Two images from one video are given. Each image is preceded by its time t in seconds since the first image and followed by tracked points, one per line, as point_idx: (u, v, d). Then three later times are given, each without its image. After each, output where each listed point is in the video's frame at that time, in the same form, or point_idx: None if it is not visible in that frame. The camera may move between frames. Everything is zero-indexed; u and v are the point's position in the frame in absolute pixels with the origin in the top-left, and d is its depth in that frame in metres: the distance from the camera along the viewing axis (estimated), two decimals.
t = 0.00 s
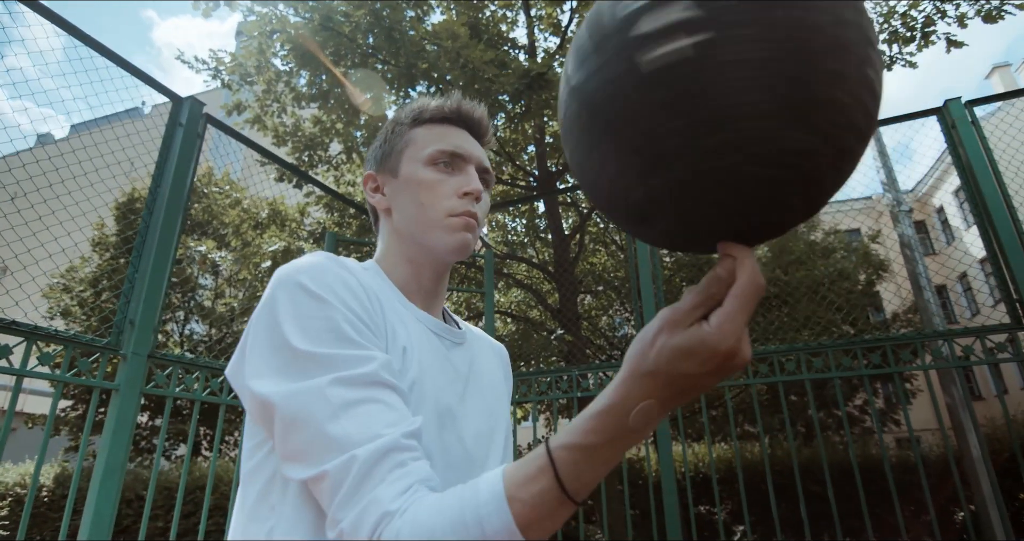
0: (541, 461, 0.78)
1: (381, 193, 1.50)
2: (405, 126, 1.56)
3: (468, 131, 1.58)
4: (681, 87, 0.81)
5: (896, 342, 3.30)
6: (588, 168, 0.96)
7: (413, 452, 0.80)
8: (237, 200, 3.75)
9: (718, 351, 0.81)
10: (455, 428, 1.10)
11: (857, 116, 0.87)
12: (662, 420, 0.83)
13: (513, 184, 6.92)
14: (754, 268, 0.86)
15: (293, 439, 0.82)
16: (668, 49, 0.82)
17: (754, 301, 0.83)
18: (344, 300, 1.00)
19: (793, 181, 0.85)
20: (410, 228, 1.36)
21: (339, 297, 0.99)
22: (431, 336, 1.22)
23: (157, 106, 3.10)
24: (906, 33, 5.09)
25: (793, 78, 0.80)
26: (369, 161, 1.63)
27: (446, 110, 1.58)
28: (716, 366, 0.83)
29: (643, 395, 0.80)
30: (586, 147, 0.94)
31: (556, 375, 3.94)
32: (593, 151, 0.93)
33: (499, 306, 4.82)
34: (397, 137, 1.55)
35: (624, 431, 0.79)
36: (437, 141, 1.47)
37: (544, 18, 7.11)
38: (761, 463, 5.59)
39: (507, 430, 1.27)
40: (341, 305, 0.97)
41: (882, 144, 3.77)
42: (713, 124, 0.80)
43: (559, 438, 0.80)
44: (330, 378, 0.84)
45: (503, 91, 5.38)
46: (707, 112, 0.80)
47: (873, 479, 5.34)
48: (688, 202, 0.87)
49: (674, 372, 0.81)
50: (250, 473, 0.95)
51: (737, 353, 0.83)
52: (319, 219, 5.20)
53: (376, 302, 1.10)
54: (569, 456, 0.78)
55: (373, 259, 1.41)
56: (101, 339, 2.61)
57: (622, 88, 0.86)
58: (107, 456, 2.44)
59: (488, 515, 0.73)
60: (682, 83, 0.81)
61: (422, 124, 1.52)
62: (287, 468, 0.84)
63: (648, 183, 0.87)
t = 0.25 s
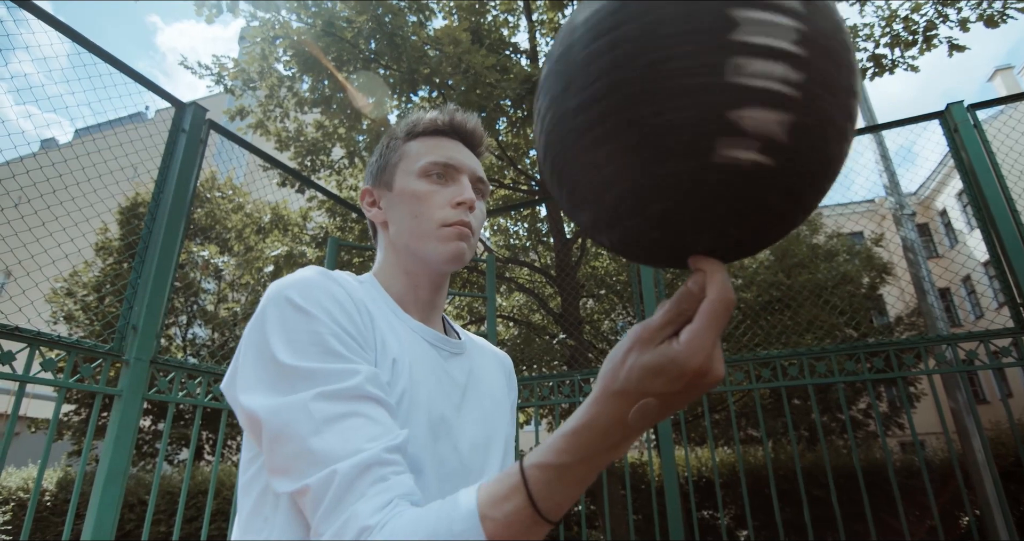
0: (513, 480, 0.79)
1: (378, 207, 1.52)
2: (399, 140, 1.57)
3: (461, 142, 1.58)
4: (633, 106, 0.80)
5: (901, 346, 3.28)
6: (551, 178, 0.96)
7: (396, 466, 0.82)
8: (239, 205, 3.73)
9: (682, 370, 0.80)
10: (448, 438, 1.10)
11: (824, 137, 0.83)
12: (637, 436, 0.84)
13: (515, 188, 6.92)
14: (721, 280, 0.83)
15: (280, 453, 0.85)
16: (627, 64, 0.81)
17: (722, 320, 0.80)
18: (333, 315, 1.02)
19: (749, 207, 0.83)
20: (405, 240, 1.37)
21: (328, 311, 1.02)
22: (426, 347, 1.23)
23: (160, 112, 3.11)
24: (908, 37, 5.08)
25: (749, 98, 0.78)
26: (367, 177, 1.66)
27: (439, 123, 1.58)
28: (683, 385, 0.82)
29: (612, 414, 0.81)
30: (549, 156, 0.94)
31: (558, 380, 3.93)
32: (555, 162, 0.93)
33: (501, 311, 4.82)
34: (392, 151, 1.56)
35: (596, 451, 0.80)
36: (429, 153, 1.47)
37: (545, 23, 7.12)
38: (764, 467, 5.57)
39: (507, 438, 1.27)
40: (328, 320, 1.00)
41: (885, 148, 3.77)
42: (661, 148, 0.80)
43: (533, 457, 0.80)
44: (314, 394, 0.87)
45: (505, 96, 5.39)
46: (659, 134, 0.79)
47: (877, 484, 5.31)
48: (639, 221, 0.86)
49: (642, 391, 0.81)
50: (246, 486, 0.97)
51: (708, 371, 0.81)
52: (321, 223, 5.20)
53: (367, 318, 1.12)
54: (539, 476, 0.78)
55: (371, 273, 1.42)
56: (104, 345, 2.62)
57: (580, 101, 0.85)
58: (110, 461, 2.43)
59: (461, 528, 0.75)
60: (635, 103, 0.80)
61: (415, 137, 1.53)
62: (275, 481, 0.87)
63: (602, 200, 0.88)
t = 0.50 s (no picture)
0: (484, 503, 0.80)
1: (376, 221, 1.53)
2: (396, 154, 1.58)
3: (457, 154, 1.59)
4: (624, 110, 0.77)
5: (905, 349, 3.27)
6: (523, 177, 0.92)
7: (376, 481, 0.84)
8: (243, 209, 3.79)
9: (650, 400, 0.79)
10: (443, 448, 1.11)
11: (804, 171, 0.81)
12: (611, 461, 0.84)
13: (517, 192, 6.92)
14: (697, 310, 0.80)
15: (266, 467, 0.88)
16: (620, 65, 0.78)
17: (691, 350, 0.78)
18: (322, 330, 1.04)
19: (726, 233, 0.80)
20: (403, 252, 1.37)
21: (317, 327, 1.04)
22: (424, 356, 1.24)
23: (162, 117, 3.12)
24: (909, 39, 5.08)
25: (741, 113, 0.75)
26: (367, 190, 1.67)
27: (434, 135, 1.59)
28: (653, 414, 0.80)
29: (581, 443, 0.80)
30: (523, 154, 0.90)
31: (561, 384, 3.92)
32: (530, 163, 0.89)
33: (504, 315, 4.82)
34: (389, 165, 1.57)
35: (566, 477, 0.80)
36: (424, 165, 1.48)
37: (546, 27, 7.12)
38: (767, 470, 5.55)
39: (510, 446, 1.27)
40: (315, 334, 1.02)
41: (887, 150, 3.76)
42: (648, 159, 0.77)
43: (502, 481, 0.81)
44: (296, 409, 0.89)
45: (507, 100, 5.39)
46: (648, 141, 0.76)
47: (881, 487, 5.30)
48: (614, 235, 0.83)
49: (613, 419, 0.80)
50: (245, 496, 1.00)
51: (676, 399, 0.80)
52: (324, 228, 5.21)
53: (360, 332, 1.14)
54: (509, 501, 0.78)
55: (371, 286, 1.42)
56: (107, 352, 2.62)
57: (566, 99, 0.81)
58: (114, 468, 2.44)
59: None
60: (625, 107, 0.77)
61: (410, 149, 1.54)
62: (263, 494, 0.90)
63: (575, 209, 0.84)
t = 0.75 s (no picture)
0: (461, 520, 0.79)
1: (380, 230, 1.54)
2: (398, 163, 1.59)
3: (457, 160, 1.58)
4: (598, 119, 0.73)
5: (911, 349, 3.26)
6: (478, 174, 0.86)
7: (366, 491, 0.85)
8: (247, 211, 3.81)
9: (626, 429, 0.75)
10: (443, 455, 1.11)
11: (746, 211, 0.76)
12: (587, 486, 0.81)
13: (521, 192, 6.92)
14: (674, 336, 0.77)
15: (263, 477, 0.91)
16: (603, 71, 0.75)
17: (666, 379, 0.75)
18: (318, 341, 1.06)
19: (676, 267, 0.76)
20: (405, 260, 1.38)
21: (313, 339, 1.06)
22: (425, 363, 1.24)
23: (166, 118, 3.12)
24: (914, 38, 5.05)
25: (711, 143, 0.72)
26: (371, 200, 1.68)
27: (434, 143, 1.59)
28: (628, 442, 0.77)
29: (557, 471, 0.77)
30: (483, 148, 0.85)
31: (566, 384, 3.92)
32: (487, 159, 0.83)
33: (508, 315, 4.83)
34: (391, 175, 1.58)
35: (544, 503, 0.77)
36: (424, 173, 1.48)
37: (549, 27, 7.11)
38: (772, 470, 5.54)
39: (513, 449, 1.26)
40: (312, 347, 1.04)
41: (892, 148, 3.74)
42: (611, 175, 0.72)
43: (482, 502, 0.79)
44: (290, 420, 0.92)
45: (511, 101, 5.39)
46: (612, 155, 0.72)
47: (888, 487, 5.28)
48: (558, 249, 0.78)
49: (588, 449, 0.76)
50: (251, 502, 1.04)
51: (653, 431, 0.77)
52: (328, 229, 5.22)
53: (361, 340, 1.16)
54: (488, 523, 0.77)
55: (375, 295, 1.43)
56: (115, 354, 2.64)
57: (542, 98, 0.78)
58: (122, 469, 2.45)
59: None
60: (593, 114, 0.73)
61: (410, 158, 1.54)
62: (262, 502, 0.93)
63: (526, 216, 0.78)
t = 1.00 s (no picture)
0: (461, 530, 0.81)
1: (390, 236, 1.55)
2: (405, 169, 1.59)
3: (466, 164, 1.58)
4: (610, 124, 0.72)
5: (925, 348, 3.24)
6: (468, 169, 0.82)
7: (371, 498, 0.88)
8: (257, 212, 3.83)
9: (621, 445, 0.76)
10: (452, 459, 1.12)
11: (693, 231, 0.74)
12: (585, 497, 0.83)
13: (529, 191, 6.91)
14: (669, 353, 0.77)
15: (272, 482, 0.94)
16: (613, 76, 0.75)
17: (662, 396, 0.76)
18: (326, 348, 1.08)
19: (674, 281, 0.75)
20: (413, 266, 1.38)
21: (321, 347, 1.07)
22: (434, 367, 1.25)
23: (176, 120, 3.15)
24: (925, 33, 5.00)
25: (713, 156, 0.73)
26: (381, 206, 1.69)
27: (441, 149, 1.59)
28: (623, 457, 0.78)
29: (554, 486, 0.78)
30: (476, 143, 0.81)
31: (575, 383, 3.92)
32: (482, 153, 0.80)
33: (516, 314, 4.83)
34: (398, 181, 1.58)
35: (540, 514, 0.79)
36: (431, 179, 1.48)
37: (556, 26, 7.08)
38: (783, 469, 5.51)
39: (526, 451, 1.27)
40: (319, 355, 1.05)
41: (903, 145, 3.71)
42: (619, 179, 0.71)
43: (481, 513, 0.81)
44: (298, 428, 0.95)
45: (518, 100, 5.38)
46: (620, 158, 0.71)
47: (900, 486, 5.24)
48: (554, 252, 0.74)
49: (585, 463, 0.78)
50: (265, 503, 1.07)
51: (649, 445, 0.78)
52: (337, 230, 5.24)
53: (369, 347, 1.17)
54: (485, 534, 0.79)
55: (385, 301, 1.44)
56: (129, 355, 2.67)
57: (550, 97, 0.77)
58: (137, 469, 2.48)
59: None
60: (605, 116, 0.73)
61: (417, 164, 1.53)
62: (272, 506, 0.96)
63: (522, 216, 0.75)
